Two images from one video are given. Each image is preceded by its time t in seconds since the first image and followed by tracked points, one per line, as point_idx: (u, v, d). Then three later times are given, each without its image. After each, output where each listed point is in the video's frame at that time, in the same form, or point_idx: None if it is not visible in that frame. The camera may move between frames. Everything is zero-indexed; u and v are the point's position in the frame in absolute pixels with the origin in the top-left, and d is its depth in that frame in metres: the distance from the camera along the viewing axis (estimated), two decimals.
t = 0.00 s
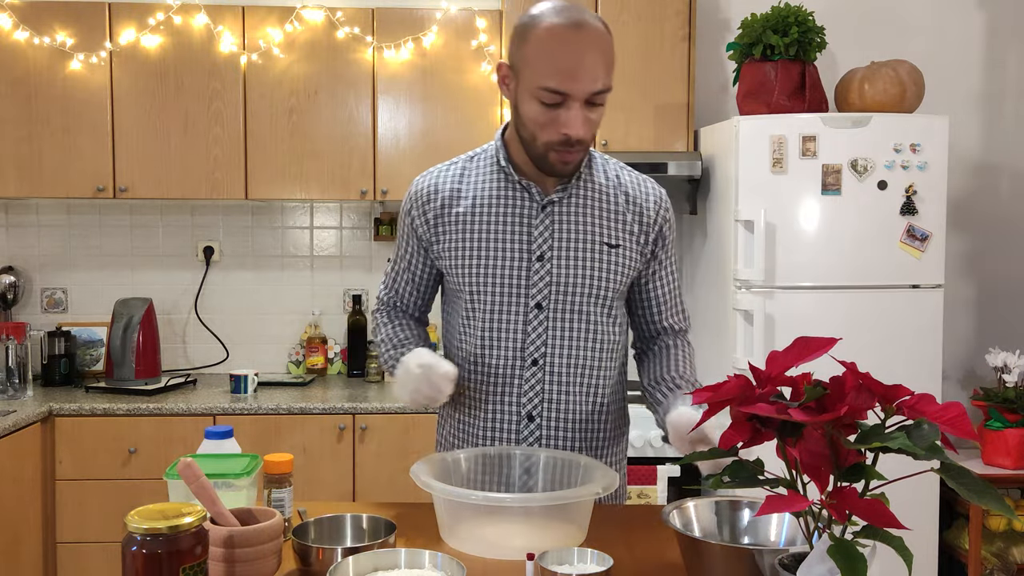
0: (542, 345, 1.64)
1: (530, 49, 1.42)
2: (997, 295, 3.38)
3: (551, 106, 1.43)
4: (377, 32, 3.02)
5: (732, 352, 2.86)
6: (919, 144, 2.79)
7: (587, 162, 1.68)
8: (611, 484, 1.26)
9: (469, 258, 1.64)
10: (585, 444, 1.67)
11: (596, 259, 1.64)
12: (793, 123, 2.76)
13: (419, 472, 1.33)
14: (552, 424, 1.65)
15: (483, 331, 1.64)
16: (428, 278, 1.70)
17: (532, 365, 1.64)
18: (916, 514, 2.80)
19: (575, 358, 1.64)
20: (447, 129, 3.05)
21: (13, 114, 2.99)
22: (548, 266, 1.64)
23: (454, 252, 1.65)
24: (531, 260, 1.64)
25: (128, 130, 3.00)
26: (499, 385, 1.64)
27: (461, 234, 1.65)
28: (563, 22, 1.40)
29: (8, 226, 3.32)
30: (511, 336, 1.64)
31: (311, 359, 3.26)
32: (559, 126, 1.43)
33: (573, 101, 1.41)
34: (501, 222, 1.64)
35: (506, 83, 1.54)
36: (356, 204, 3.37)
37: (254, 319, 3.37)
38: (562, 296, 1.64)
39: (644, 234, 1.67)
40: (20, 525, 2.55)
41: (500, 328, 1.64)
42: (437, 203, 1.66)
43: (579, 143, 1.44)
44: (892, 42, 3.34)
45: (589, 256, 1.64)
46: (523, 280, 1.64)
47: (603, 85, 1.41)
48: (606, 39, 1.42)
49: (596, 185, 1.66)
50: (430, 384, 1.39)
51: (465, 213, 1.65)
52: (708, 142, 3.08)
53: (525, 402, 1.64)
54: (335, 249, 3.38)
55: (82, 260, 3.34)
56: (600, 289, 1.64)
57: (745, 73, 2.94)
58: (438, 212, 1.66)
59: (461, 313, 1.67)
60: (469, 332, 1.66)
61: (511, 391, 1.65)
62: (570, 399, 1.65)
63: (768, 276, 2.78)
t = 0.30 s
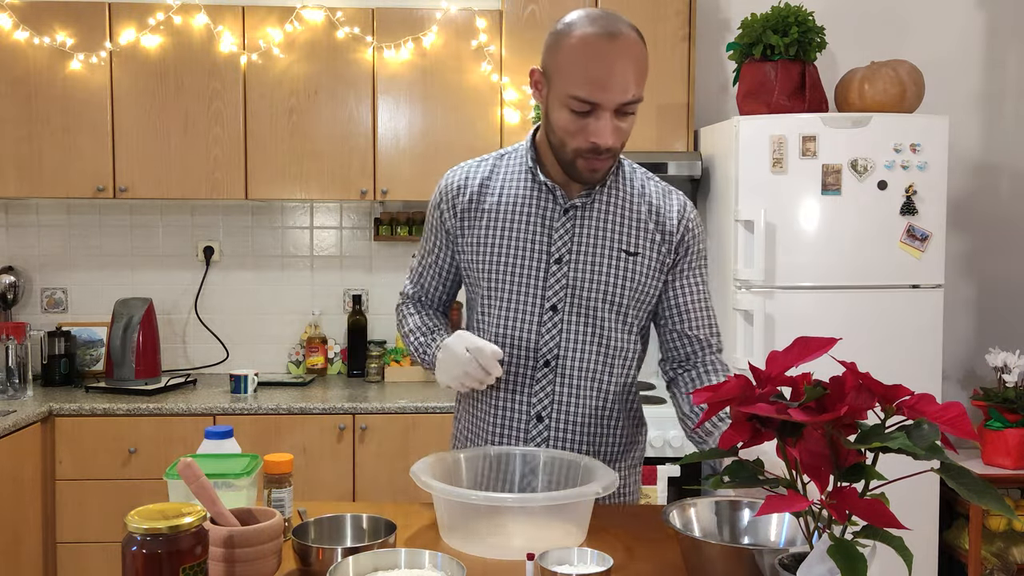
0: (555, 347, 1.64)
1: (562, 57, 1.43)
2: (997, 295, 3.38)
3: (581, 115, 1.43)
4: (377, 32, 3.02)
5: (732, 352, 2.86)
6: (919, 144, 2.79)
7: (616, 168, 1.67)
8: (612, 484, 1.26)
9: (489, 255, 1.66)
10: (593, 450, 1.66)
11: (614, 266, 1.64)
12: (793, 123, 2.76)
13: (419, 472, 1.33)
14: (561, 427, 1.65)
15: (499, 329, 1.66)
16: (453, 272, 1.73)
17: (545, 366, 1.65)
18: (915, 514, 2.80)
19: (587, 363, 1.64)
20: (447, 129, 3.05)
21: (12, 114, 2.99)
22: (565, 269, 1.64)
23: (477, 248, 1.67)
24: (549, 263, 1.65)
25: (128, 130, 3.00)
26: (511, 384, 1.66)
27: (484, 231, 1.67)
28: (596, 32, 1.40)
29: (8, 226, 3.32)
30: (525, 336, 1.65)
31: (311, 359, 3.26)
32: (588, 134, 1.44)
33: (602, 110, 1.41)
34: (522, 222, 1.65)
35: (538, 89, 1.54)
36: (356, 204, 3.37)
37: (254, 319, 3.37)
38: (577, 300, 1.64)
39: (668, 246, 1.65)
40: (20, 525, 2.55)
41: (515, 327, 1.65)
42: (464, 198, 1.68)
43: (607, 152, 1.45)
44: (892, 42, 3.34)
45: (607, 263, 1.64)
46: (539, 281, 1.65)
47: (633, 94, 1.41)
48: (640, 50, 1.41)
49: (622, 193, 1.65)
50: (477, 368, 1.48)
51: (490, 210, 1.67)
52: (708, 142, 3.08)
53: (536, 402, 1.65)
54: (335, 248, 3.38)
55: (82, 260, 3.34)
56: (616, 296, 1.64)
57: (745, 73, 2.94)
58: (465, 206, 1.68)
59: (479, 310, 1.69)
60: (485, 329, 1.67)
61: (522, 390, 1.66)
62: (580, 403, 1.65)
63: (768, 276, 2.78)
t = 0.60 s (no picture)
0: (563, 346, 1.64)
1: (569, 57, 1.43)
2: (997, 295, 3.38)
3: (589, 115, 1.43)
4: (377, 32, 3.02)
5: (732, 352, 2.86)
6: (919, 144, 2.79)
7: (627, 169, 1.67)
8: (612, 484, 1.26)
9: (500, 255, 1.68)
10: (603, 450, 1.66)
11: (623, 266, 1.64)
12: (793, 123, 2.76)
13: (419, 472, 1.33)
14: (570, 426, 1.65)
15: (508, 328, 1.67)
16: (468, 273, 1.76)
17: (553, 365, 1.65)
18: (915, 514, 2.80)
19: (596, 362, 1.64)
20: (447, 129, 3.05)
21: (12, 114, 2.99)
22: (573, 269, 1.64)
23: (487, 248, 1.69)
24: (558, 262, 1.65)
25: (128, 131, 3.00)
26: (521, 382, 1.67)
27: (495, 231, 1.69)
28: (602, 32, 1.41)
29: (8, 226, 3.32)
30: (534, 335, 1.66)
31: (311, 359, 3.26)
32: (596, 134, 1.43)
33: (610, 109, 1.41)
34: (532, 222, 1.67)
35: (547, 90, 1.55)
36: (356, 204, 3.37)
37: (254, 319, 3.37)
38: (585, 299, 1.64)
39: (679, 246, 1.64)
40: (20, 525, 2.55)
41: (524, 326, 1.66)
42: (476, 200, 1.71)
43: (616, 151, 1.44)
44: (892, 42, 3.34)
45: (615, 262, 1.64)
46: (548, 280, 1.66)
47: (641, 94, 1.41)
48: (648, 49, 1.42)
49: (632, 193, 1.65)
50: (448, 375, 1.47)
51: (501, 211, 1.69)
52: (708, 142, 3.08)
53: (545, 401, 1.65)
54: (335, 248, 3.38)
55: (82, 260, 3.34)
56: (624, 295, 1.64)
57: (745, 73, 2.94)
58: (478, 207, 1.71)
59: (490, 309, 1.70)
60: (496, 328, 1.69)
61: (531, 389, 1.66)
62: (590, 403, 1.64)
63: (768, 276, 2.78)
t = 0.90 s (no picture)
0: (566, 345, 1.64)
1: (558, 64, 1.39)
2: (997, 295, 3.38)
3: (574, 124, 1.41)
4: (377, 32, 3.02)
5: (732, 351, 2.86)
6: (919, 144, 2.79)
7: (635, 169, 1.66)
8: (612, 484, 1.26)
9: (505, 253, 1.68)
10: (604, 449, 1.65)
11: (627, 266, 1.63)
12: (793, 123, 2.76)
13: (419, 472, 1.33)
14: (572, 425, 1.65)
15: (513, 326, 1.68)
16: (477, 271, 1.77)
17: (555, 363, 1.65)
18: (915, 514, 2.80)
19: (598, 361, 1.64)
20: (447, 129, 3.05)
21: (13, 114, 2.99)
22: (577, 267, 1.64)
23: (493, 246, 1.70)
24: (562, 261, 1.65)
25: (128, 131, 3.00)
26: (524, 380, 1.67)
27: (502, 229, 1.70)
28: (591, 42, 1.36)
29: (8, 226, 3.32)
30: (537, 334, 1.66)
31: (311, 359, 3.26)
32: (580, 144, 1.41)
33: (594, 122, 1.38)
34: (538, 221, 1.67)
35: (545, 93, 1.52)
36: (356, 204, 3.37)
37: (254, 319, 3.37)
38: (588, 298, 1.64)
39: (685, 249, 1.62)
40: (20, 525, 2.55)
41: (527, 324, 1.67)
42: (484, 199, 1.72)
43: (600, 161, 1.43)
44: (892, 42, 3.34)
45: (619, 262, 1.63)
46: (552, 279, 1.66)
47: (626, 108, 1.37)
48: (638, 62, 1.37)
49: (639, 193, 1.64)
50: (459, 380, 1.48)
51: (508, 210, 1.70)
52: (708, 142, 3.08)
53: (547, 400, 1.65)
54: (335, 248, 3.38)
55: (81, 260, 3.34)
56: (627, 295, 1.63)
57: (745, 73, 2.94)
58: (486, 206, 1.72)
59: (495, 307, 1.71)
60: (502, 325, 1.70)
61: (533, 387, 1.66)
62: (593, 403, 1.64)
63: (768, 276, 2.78)
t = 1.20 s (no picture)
0: (567, 344, 1.64)
1: (553, 69, 1.38)
2: (997, 295, 3.38)
3: (567, 129, 1.41)
4: (377, 32, 3.02)
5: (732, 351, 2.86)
6: (919, 144, 2.79)
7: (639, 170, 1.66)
8: (612, 484, 1.27)
9: (509, 251, 1.69)
10: (603, 449, 1.65)
11: (629, 265, 1.63)
12: (793, 123, 2.76)
13: (419, 472, 1.33)
14: (572, 424, 1.65)
15: (515, 324, 1.68)
16: (482, 270, 1.77)
17: (556, 362, 1.65)
18: (915, 514, 2.80)
19: (599, 360, 1.64)
20: (447, 129, 3.05)
21: (12, 114, 2.99)
22: (579, 266, 1.64)
23: (497, 244, 1.70)
24: (564, 260, 1.65)
25: (128, 132, 3.00)
26: (525, 378, 1.67)
27: (506, 228, 1.70)
28: (587, 47, 1.35)
29: (8, 226, 3.32)
30: (539, 332, 1.66)
31: (311, 359, 3.26)
32: (573, 148, 1.41)
33: (586, 127, 1.38)
34: (541, 220, 1.67)
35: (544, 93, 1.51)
36: (356, 204, 3.37)
37: (254, 319, 3.38)
38: (589, 297, 1.64)
39: (688, 250, 1.62)
40: (20, 525, 2.55)
41: (529, 322, 1.67)
42: (490, 197, 1.73)
43: (593, 165, 1.43)
44: (892, 42, 3.34)
45: (622, 262, 1.63)
46: (554, 277, 1.66)
47: (619, 115, 1.37)
48: (633, 70, 1.36)
49: (643, 194, 1.64)
50: (455, 382, 1.48)
51: (512, 209, 1.70)
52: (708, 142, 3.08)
53: (547, 398, 1.65)
54: (335, 249, 3.38)
55: (81, 260, 3.34)
56: (628, 294, 1.63)
57: (745, 73, 2.94)
58: (491, 205, 1.72)
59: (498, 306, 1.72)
60: (504, 324, 1.70)
61: (534, 385, 1.66)
62: (593, 402, 1.64)
63: (768, 276, 2.78)
